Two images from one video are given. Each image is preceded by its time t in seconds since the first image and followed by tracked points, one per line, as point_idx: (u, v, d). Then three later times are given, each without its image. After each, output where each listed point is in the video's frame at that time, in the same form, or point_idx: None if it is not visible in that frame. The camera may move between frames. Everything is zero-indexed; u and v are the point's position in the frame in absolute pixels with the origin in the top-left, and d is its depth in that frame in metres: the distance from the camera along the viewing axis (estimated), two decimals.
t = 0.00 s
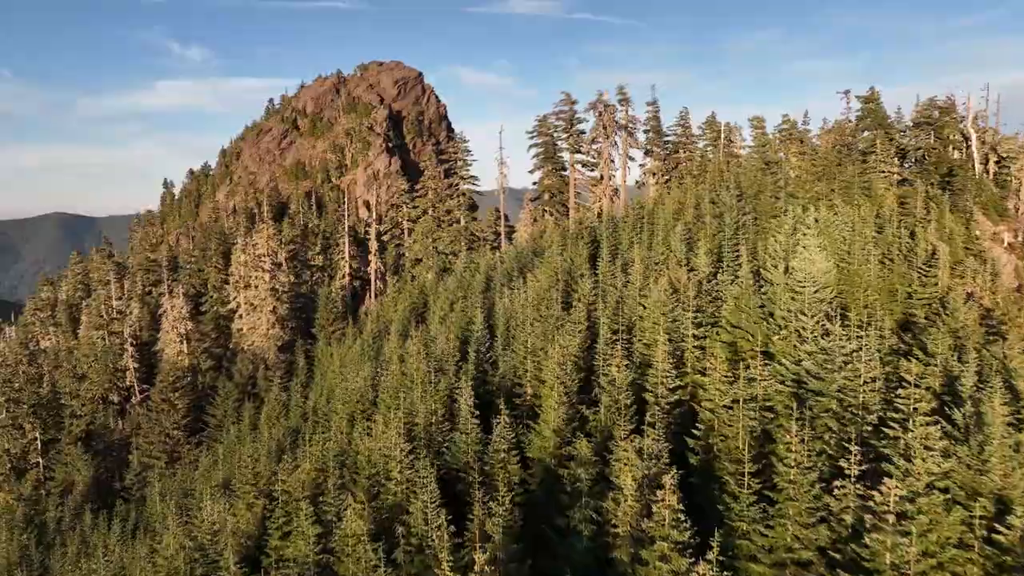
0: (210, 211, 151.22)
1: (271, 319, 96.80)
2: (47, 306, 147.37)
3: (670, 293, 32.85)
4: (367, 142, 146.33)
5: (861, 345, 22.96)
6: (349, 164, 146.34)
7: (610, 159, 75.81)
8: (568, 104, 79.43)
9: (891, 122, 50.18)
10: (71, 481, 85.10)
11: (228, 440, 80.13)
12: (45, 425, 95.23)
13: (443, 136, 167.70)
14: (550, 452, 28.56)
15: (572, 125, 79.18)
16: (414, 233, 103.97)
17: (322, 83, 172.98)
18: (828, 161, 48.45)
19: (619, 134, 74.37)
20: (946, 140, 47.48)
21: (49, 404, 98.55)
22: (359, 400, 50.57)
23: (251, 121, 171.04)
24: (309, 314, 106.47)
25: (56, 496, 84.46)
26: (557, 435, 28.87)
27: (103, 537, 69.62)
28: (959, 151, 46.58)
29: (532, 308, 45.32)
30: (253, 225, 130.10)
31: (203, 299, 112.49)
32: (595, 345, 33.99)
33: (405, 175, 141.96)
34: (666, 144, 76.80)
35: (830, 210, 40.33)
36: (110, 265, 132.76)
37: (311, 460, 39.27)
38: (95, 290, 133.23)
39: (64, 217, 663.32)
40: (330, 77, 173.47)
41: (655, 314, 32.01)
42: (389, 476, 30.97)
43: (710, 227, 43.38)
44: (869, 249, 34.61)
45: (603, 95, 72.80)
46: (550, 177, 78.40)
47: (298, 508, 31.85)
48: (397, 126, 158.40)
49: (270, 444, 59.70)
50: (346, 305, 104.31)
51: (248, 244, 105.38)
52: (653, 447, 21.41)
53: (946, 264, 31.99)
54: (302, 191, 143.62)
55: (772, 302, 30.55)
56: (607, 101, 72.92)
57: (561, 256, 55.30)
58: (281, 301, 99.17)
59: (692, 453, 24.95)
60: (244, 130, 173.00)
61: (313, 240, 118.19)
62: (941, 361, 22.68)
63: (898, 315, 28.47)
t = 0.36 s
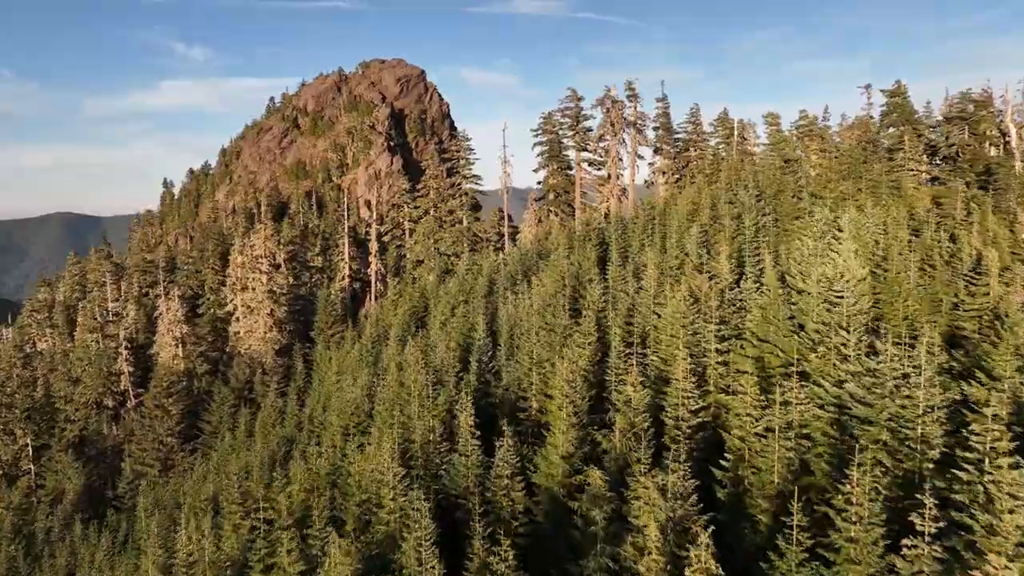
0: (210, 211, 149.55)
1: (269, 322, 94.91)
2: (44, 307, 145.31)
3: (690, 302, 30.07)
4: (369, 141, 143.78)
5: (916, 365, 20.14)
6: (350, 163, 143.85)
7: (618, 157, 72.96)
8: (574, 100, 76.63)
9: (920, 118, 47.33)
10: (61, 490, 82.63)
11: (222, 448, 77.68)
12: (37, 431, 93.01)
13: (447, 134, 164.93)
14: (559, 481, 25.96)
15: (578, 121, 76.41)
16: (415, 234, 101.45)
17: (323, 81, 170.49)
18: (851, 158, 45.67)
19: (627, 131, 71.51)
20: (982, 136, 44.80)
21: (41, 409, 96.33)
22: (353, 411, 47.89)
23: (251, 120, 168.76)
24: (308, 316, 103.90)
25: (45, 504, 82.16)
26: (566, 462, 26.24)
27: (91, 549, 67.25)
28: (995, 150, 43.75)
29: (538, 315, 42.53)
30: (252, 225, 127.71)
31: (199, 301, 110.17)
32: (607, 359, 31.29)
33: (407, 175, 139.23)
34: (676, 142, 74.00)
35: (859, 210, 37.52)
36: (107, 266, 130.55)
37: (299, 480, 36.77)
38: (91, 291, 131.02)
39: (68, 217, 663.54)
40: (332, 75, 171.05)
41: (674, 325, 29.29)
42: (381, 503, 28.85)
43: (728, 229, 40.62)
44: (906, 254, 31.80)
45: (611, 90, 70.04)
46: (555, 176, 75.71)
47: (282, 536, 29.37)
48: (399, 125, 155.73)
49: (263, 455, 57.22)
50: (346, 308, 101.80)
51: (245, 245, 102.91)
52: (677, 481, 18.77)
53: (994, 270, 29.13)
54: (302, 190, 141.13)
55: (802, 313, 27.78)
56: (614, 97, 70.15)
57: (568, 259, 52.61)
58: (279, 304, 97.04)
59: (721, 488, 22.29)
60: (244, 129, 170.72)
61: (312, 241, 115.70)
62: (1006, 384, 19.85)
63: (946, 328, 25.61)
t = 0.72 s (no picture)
0: (209, 212, 147.31)
1: (266, 326, 92.48)
2: (41, 309, 143.13)
3: (713, 313, 27.25)
4: (370, 140, 141.12)
5: (986, 391, 17.25)
6: (351, 163, 141.28)
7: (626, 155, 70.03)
8: (580, 96, 73.88)
9: (952, 112, 44.37)
10: (50, 499, 80.04)
11: (216, 457, 75.14)
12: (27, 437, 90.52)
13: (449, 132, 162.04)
14: (567, 516, 23.22)
15: (584, 118, 73.56)
16: (416, 235, 98.80)
17: (324, 78, 167.86)
18: (877, 155, 42.78)
19: (636, 128, 68.60)
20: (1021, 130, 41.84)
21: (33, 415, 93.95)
22: (347, 424, 45.24)
23: (251, 119, 166.28)
24: (306, 319, 101.29)
25: (34, 514, 79.74)
26: (576, 493, 23.31)
27: (79, 563, 64.74)
28: None
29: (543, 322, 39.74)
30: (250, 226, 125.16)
31: (195, 303, 107.70)
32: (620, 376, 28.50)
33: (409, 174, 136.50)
34: (686, 140, 71.20)
35: (893, 211, 34.62)
36: (103, 268, 128.11)
37: (285, 503, 34.14)
38: (87, 293, 128.52)
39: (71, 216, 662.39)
40: (333, 73, 168.41)
41: (696, 339, 26.52)
42: (370, 536, 26.17)
43: (750, 232, 37.81)
44: (951, 260, 28.79)
45: (619, 85, 67.14)
46: (560, 175, 72.91)
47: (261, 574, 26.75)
48: (401, 123, 152.91)
49: (255, 468, 54.59)
50: (345, 311, 99.21)
51: (241, 246, 100.23)
52: (709, 532, 16.05)
53: None
54: (302, 190, 138.54)
55: (840, 327, 24.89)
56: (622, 92, 67.18)
57: (575, 262, 49.84)
58: (276, 307, 94.55)
59: (754, 532, 19.59)
60: (244, 128, 168.25)
61: (311, 242, 113.12)
62: None
63: (1005, 346, 22.75)
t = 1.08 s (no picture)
0: (208, 212, 145.11)
1: (262, 329, 89.69)
2: (38, 311, 141.15)
3: (739, 327, 24.49)
4: (372, 138, 138.59)
5: None
6: (352, 162, 138.83)
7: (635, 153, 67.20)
8: (586, 92, 71.18)
9: (987, 109, 41.49)
10: (40, 508, 77.75)
11: (209, 466, 72.73)
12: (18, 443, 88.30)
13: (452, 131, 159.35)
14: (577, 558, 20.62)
15: (590, 115, 70.84)
16: (417, 236, 96.19)
17: (326, 77, 165.38)
18: (907, 153, 39.91)
19: (645, 125, 65.80)
20: None
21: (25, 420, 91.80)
22: (340, 439, 42.47)
23: (252, 118, 163.98)
24: (304, 322, 98.78)
25: (24, 524, 77.46)
26: (587, 534, 20.70)
27: None
28: None
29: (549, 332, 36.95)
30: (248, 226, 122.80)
31: (192, 305, 105.37)
32: (636, 397, 25.81)
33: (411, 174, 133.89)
34: (697, 137, 68.32)
35: (931, 213, 31.76)
36: (100, 269, 125.98)
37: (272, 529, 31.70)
38: (83, 294, 126.36)
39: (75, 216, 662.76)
40: (334, 71, 165.85)
41: (721, 357, 23.75)
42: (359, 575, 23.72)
43: (772, 236, 35.06)
44: (1002, 269, 25.93)
45: (627, 80, 64.33)
46: (566, 175, 70.12)
47: None
48: (403, 122, 150.32)
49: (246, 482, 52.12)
50: (345, 314, 96.74)
51: (238, 247, 97.72)
52: None
53: None
54: (302, 190, 136.08)
55: (886, 345, 22.04)
56: (631, 88, 64.37)
57: (582, 266, 47.13)
58: (273, 311, 92.04)
59: None
60: (244, 127, 166.01)
61: (310, 243, 110.65)
62: None
63: None
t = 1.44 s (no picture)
0: (211, 212, 142.97)
1: (263, 334, 86.36)
2: (40, 312, 139.41)
3: (780, 349, 20.87)
4: (377, 138, 135.98)
5: None
6: (357, 161, 136.34)
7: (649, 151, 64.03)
8: (597, 88, 68.31)
9: None
10: (33, 518, 75.46)
11: (206, 476, 70.27)
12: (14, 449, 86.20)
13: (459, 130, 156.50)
14: None
15: (601, 112, 67.85)
16: (422, 237, 93.56)
17: (331, 74, 162.81)
18: (949, 150, 36.83)
19: (659, 122, 62.70)
20: None
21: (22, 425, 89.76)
22: (336, 457, 39.56)
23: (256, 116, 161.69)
24: (306, 326, 96.39)
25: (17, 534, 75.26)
26: None
27: None
28: None
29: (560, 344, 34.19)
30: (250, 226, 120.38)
31: (192, 308, 103.16)
32: (660, 425, 23.01)
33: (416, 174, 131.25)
34: (714, 135, 65.17)
35: (983, 218, 28.68)
36: (101, 270, 124.01)
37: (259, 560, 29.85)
38: (84, 295, 124.34)
39: (84, 215, 664.40)
40: (339, 69, 163.33)
41: (759, 384, 20.35)
42: None
43: (804, 242, 32.04)
44: None
45: (640, 75, 61.30)
46: (576, 174, 67.02)
47: None
48: (409, 121, 147.69)
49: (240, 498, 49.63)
50: (348, 318, 94.22)
51: (238, 248, 95.15)
52: None
53: None
54: (306, 189, 133.61)
55: (955, 372, 18.81)
56: (645, 82, 61.30)
57: (595, 273, 44.17)
58: (275, 315, 89.44)
59: None
60: (248, 125, 163.77)
61: (313, 244, 108.26)
62: None
63: None
